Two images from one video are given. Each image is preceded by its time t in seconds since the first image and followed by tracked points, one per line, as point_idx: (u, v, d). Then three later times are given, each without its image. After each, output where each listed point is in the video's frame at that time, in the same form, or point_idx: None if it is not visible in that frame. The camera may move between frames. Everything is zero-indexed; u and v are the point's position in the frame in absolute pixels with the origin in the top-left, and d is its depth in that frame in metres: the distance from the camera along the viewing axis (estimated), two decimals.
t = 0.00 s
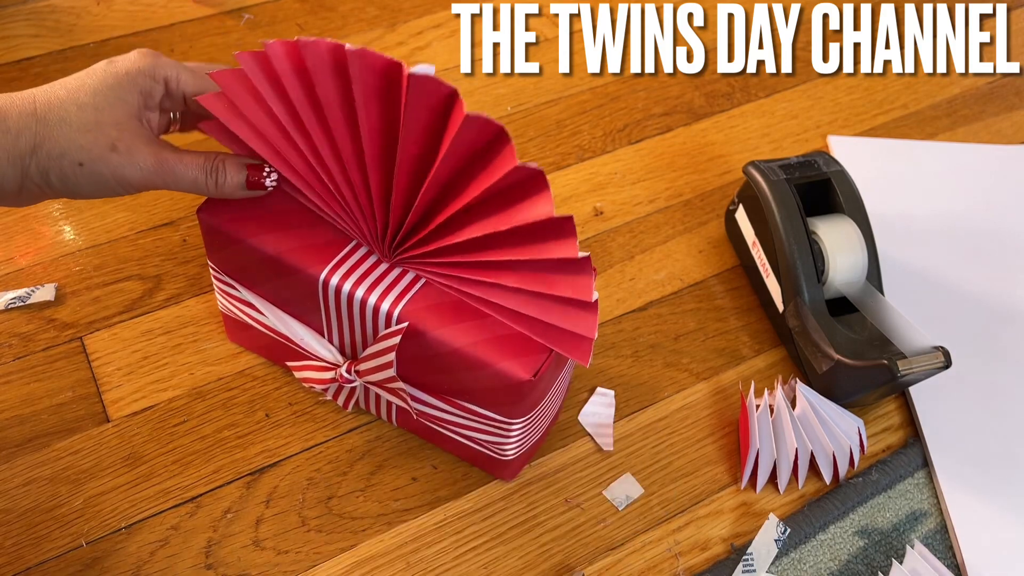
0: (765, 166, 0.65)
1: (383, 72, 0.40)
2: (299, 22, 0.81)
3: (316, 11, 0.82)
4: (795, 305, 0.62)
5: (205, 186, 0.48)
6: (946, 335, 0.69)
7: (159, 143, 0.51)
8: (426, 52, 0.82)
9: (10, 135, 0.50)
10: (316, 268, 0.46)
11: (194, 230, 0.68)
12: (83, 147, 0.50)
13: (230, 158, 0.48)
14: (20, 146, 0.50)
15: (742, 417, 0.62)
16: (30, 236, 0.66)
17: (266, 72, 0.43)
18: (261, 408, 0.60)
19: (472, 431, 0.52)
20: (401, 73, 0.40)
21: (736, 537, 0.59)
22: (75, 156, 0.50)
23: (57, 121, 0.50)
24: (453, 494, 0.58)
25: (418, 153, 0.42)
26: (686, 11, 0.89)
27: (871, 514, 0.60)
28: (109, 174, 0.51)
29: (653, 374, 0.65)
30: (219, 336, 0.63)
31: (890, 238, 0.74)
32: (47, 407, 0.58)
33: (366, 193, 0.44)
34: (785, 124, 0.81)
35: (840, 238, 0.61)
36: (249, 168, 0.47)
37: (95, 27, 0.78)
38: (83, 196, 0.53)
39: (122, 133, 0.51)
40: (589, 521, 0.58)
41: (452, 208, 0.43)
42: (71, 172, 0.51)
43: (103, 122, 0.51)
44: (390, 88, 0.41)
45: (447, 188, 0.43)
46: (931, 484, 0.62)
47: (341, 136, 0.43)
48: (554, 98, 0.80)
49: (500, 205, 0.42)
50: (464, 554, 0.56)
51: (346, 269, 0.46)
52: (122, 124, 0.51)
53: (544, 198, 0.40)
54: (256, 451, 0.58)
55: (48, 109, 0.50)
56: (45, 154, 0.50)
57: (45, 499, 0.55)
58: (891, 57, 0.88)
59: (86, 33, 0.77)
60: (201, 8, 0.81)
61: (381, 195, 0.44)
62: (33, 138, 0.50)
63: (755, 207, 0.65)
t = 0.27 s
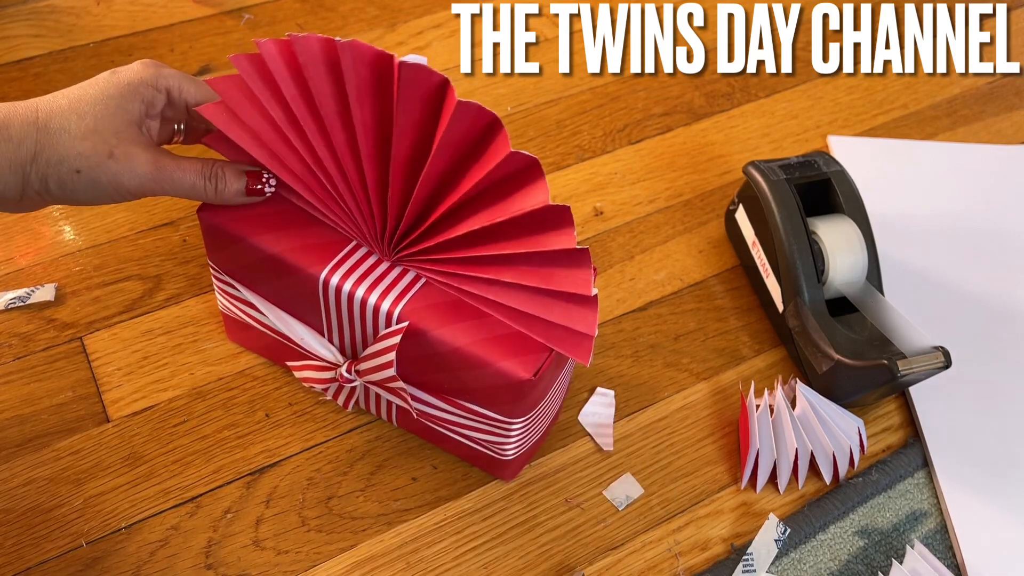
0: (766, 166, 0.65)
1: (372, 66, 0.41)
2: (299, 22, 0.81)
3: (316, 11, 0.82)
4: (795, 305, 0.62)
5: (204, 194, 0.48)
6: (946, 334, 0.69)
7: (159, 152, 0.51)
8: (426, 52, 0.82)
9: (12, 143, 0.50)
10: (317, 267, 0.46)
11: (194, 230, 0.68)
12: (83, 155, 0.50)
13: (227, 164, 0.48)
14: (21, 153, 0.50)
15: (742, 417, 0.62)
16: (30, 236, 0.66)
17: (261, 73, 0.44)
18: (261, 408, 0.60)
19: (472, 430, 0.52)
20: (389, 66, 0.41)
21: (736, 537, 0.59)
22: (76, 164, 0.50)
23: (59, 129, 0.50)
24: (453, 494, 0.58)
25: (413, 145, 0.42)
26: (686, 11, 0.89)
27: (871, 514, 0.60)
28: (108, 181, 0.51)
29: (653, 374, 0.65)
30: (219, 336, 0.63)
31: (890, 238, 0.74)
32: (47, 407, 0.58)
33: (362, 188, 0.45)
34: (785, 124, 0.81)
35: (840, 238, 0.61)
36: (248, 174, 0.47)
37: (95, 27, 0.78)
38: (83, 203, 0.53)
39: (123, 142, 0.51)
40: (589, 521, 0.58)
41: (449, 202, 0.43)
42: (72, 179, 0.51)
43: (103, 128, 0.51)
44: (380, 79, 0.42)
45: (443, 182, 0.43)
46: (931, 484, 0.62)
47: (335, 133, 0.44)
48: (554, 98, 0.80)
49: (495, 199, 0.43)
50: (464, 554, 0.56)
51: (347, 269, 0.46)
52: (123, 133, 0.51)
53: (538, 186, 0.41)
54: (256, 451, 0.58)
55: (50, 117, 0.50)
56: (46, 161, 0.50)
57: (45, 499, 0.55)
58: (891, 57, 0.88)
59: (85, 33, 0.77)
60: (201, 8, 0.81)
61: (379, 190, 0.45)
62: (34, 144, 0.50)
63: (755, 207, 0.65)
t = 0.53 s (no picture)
0: (765, 166, 0.65)
1: (356, 73, 0.40)
2: (299, 22, 0.81)
3: (316, 11, 0.82)
4: (795, 305, 0.62)
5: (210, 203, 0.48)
6: (946, 334, 0.69)
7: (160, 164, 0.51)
8: (426, 52, 0.82)
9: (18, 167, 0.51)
10: (315, 274, 0.46)
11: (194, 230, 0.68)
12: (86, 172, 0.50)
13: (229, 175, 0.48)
14: (27, 176, 0.51)
15: (742, 417, 0.62)
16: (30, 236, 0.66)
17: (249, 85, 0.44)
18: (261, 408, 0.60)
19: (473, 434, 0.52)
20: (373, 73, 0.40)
21: (736, 537, 0.59)
22: (80, 181, 0.51)
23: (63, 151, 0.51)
24: (453, 494, 0.58)
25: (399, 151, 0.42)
26: (686, 11, 0.89)
27: (871, 514, 0.60)
28: (110, 195, 0.51)
29: (653, 374, 0.65)
30: (219, 336, 0.63)
31: (889, 238, 0.74)
32: (47, 407, 0.58)
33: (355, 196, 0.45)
34: (785, 124, 0.81)
35: (840, 238, 0.61)
36: (254, 185, 0.47)
37: (95, 27, 0.78)
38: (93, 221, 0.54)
39: (125, 156, 0.51)
40: (589, 521, 0.58)
41: (440, 208, 0.43)
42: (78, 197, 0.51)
43: (102, 145, 0.51)
44: (365, 86, 0.41)
45: (432, 188, 0.43)
46: (931, 484, 0.62)
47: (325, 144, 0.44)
48: (554, 98, 0.80)
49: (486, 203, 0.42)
50: (465, 553, 0.56)
51: (346, 277, 0.46)
52: (123, 148, 0.51)
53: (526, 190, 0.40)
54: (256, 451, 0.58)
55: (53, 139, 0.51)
56: (52, 181, 0.51)
57: (45, 499, 0.55)
58: (891, 57, 0.88)
59: (86, 33, 0.77)
60: (201, 8, 0.81)
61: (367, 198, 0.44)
62: (36, 167, 0.51)
63: (755, 207, 0.65)
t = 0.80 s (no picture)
0: (765, 166, 0.65)
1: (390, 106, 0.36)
2: (299, 22, 0.81)
3: (316, 11, 0.82)
4: (795, 305, 0.62)
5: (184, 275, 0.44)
6: (946, 334, 0.69)
7: (127, 247, 0.46)
8: (426, 52, 0.82)
9: None
10: (340, 302, 0.44)
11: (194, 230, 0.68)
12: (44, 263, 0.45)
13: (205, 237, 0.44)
14: None
15: (742, 417, 0.62)
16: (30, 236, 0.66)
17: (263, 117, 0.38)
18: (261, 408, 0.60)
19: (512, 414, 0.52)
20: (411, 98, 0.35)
21: (736, 538, 0.59)
22: (41, 274, 0.45)
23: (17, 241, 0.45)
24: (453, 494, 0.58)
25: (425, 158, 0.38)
26: (686, 11, 0.89)
27: (871, 514, 0.60)
28: (77, 286, 0.46)
29: (653, 373, 0.65)
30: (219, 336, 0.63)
31: (889, 238, 0.74)
32: (47, 407, 0.58)
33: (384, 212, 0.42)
34: (785, 124, 0.81)
35: (840, 238, 0.61)
36: (230, 242, 0.44)
37: (95, 27, 0.78)
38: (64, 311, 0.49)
39: (85, 242, 0.45)
40: (589, 521, 0.58)
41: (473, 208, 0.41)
42: (42, 289, 0.46)
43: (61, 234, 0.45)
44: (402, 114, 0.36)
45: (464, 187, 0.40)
46: (931, 484, 0.62)
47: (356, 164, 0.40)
48: (554, 98, 0.80)
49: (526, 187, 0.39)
50: (465, 554, 0.56)
51: (376, 300, 0.44)
52: (81, 230, 0.45)
53: (568, 171, 0.37)
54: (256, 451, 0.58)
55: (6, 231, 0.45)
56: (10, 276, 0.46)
57: (45, 499, 0.55)
58: (891, 58, 0.88)
59: (85, 33, 0.77)
60: (201, 8, 0.81)
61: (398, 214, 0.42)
62: None
63: (754, 207, 0.65)
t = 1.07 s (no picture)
0: (765, 166, 0.65)
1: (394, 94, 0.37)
2: (299, 22, 0.81)
3: (316, 11, 0.82)
4: (795, 305, 0.62)
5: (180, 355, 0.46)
6: (946, 334, 0.69)
7: (140, 308, 0.45)
8: (426, 52, 0.82)
9: None
10: (342, 301, 0.43)
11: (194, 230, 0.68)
12: (57, 312, 0.44)
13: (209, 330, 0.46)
14: None
15: (742, 417, 0.62)
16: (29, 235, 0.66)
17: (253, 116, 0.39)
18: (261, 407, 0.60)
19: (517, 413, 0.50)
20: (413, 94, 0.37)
21: (736, 538, 0.59)
22: (52, 320, 0.45)
23: (35, 280, 0.44)
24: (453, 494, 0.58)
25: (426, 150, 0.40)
26: (686, 11, 0.89)
27: (871, 514, 0.60)
28: (84, 336, 0.45)
29: (653, 374, 0.65)
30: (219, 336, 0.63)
31: (890, 238, 0.74)
32: (47, 407, 0.58)
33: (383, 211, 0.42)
34: (785, 124, 0.81)
35: (840, 238, 0.61)
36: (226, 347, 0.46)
37: (96, 27, 0.78)
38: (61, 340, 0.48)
39: (102, 297, 0.44)
40: (589, 521, 0.58)
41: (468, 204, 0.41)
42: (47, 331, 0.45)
43: (81, 280, 0.44)
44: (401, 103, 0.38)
45: (467, 175, 0.40)
46: (931, 484, 0.62)
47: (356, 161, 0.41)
48: (554, 98, 0.80)
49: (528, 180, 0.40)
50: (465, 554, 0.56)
51: (370, 293, 0.43)
52: (100, 285, 0.44)
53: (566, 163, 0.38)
54: (256, 451, 0.58)
55: (23, 266, 0.44)
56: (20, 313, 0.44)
57: (45, 499, 0.55)
58: (891, 57, 0.88)
59: (86, 33, 0.77)
60: (201, 8, 0.81)
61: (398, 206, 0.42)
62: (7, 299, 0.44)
63: (754, 207, 0.65)
